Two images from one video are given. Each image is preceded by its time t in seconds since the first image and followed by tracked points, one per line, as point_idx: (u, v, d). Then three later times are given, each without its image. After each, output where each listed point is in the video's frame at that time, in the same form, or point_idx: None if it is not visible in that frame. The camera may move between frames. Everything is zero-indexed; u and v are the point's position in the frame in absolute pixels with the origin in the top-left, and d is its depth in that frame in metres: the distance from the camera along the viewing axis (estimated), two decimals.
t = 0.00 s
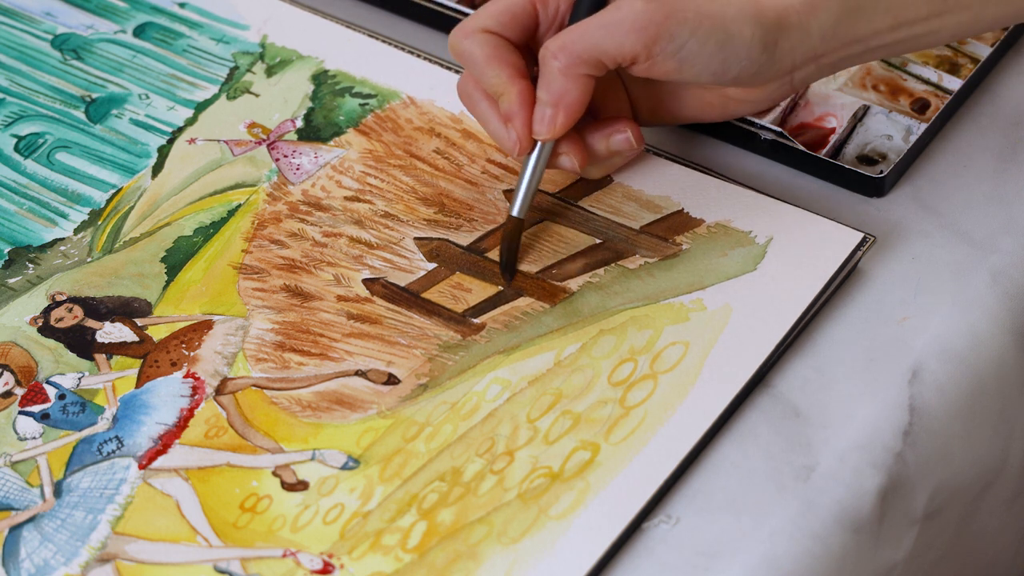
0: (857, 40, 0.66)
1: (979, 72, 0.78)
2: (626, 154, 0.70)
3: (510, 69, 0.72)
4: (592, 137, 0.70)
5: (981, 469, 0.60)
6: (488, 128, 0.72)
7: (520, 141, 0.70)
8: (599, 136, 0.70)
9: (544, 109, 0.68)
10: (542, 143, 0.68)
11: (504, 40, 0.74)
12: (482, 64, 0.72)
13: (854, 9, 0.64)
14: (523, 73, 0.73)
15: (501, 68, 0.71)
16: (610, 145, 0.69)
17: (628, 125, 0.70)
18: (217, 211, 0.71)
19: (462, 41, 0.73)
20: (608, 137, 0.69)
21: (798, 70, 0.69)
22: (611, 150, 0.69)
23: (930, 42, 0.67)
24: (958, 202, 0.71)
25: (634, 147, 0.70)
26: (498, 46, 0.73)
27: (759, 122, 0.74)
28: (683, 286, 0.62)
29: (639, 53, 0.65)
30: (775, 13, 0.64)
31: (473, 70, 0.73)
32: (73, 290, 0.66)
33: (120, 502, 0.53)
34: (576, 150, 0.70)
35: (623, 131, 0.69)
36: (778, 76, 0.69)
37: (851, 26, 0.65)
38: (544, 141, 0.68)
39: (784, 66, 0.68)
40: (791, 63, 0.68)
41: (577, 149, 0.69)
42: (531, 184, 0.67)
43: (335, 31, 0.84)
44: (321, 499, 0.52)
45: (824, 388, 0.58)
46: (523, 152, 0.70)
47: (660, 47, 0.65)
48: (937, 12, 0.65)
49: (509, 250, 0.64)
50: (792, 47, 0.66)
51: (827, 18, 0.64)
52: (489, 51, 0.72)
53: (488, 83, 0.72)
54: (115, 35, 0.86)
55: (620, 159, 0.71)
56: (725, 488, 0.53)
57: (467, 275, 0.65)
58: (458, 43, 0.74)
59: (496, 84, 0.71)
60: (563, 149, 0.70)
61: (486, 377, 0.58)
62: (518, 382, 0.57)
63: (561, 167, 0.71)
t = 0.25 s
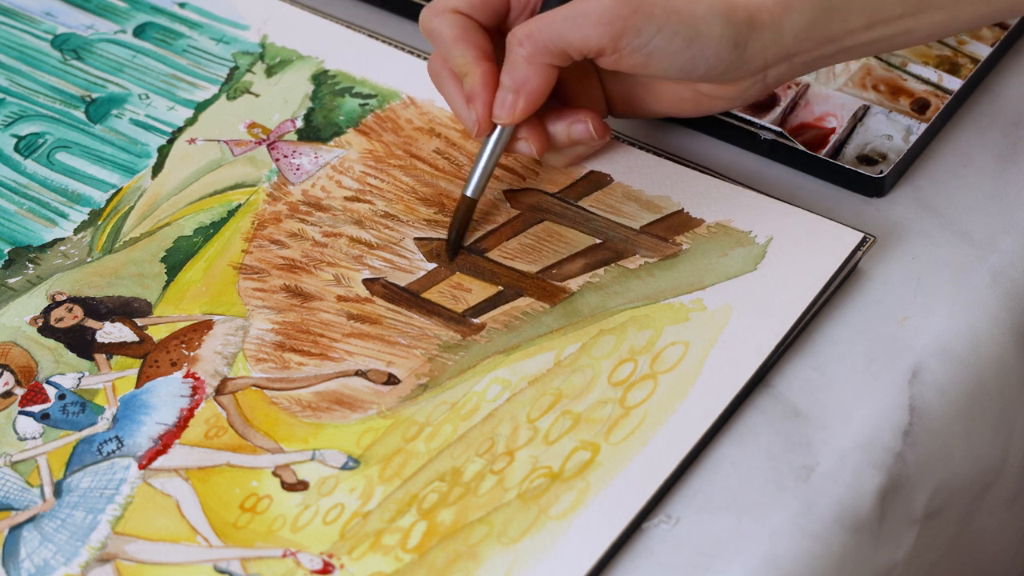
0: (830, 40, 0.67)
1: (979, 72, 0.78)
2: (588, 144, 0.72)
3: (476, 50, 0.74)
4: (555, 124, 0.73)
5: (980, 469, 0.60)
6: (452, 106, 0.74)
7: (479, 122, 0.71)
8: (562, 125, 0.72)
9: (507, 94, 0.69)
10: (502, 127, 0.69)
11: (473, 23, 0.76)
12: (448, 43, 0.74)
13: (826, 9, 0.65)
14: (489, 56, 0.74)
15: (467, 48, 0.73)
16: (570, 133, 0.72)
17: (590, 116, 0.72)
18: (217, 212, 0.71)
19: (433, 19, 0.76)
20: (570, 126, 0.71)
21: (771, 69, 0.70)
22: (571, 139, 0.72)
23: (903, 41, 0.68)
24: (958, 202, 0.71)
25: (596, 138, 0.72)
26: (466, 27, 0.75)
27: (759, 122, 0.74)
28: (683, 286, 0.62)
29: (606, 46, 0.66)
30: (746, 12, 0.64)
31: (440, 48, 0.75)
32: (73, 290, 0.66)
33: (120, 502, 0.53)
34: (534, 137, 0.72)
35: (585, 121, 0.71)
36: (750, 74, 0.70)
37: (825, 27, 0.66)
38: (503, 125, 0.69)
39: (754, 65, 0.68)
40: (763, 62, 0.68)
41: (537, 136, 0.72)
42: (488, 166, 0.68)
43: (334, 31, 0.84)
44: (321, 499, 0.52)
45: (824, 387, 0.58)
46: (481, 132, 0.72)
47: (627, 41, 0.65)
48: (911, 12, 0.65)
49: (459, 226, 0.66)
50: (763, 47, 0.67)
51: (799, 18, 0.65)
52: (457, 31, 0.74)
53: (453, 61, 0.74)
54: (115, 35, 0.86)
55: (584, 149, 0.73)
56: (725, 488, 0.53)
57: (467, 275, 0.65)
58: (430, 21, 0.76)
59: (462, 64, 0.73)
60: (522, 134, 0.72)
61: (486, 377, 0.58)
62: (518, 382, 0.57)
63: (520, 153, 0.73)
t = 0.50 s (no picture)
0: (826, 20, 0.67)
1: (979, 72, 0.78)
2: (590, 131, 0.72)
3: (471, 27, 0.74)
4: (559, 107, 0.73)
5: (980, 469, 0.60)
6: (450, 84, 0.74)
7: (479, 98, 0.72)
8: (567, 107, 0.73)
9: (506, 66, 0.70)
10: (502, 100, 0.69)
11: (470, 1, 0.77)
12: (442, 19, 0.75)
13: None
14: (485, 33, 0.75)
15: (463, 25, 0.74)
16: (575, 116, 0.72)
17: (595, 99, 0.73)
18: (217, 211, 0.71)
19: None
20: (575, 109, 0.72)
21: (768, 48, 0.70)
22: (576, 122, 0.72)
23: (902, 31, 0.67)
24: (958, 202, 0.71)
25: (600, 122, 0.72)
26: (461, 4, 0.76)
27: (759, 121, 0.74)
28: (683, 286, 0.62)
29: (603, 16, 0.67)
30: None
31: (437, 29, 0.76)
32: (73, 290, 0.66)
33: (120, 502, 0.53)
34: (538, 114, 0.72)
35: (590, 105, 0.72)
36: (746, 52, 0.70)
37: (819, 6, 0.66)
38: (504, 98, 0.69)
39: (749, 41, 0.69)
40: (758, 39, 0.69)
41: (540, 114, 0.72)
42: (492, 144, 0.69)
43: (334, 31, 0.84)
44: (321, 499, 0.52)
45: (824, 388, 0.58)
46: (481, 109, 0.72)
47: (624, 11, 0.66)
48: None
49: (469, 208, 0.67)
50: (758, 21, 0.67)
51: None
52: (452, 7, 0.76)
53: (450, 40, 0.75)
54: (115, 35, 0.86)
55: (588, 137, 0.72)
56: (725, 489, 0.53)
57: (466, 275, 0.65)
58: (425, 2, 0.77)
59: (457, 40, 0.74)
60: (525, 112, 0.73)
61: (486, 377, 0.58)
62: (518, 382, 0.57)
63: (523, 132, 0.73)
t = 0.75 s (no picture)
0: (833, 32, 0.67)
1: (979, 72, 0.78)
2: (596, 144, 0.72)
3: (477, 51, 0.74)
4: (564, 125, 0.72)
5: (980, 469, 0.60)
6: (461, 112, 0.73)
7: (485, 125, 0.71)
8: (572, 125, 0.72)
9: (512, 94, 0.69)
10: (509, 128, 0.69)
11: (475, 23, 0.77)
12: (450, 46, 0.75)
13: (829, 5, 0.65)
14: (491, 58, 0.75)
15: (468, 51, 0.74)
16: (578, 133, 0.71)
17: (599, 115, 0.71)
18: (217, 211, 0.71)
19: (433, 23, 0.77)
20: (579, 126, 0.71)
21: (772, 62, 0.70)
22: (579, 138, 0.71)
23: (909, 34, 0.68)
24: (958, 202, 0.71)
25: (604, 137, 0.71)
26: (466, 29, 0.76)
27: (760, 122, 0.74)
28: (683, 286, 0.62)
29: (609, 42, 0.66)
30: (748, 6, 0.64)
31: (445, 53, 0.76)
32: (73, 290, 0.66)
33: (120, 502, 0.53)
34: (543, 137, 0.71)
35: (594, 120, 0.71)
36: (749, 68, 0.70)
37: (826, 21, 0.66)
38: (511, 126, 0.69)
39: (755, 57, 0.69)
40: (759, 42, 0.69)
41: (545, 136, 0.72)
42: (497, 169, 0.68)
43: (334, 31, 0.84)
44: (321, 499, 0.52)
45: (824, 387, 0.58)
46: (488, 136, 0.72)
47: (631, 37, 0.66)
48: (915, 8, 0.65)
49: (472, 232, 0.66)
50: (764, 39, 0.67)
51: (801, 11, 0.65)
52: (458, 33, 0.75)
53: (456, 65, 0.74)
54: (115, 35, 0.86)
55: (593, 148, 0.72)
56: (725, 488, 0.53)
57: (467, 275, 0.65)
58: (431, 24, 0.77)
59: (463, 66, 0.73)
60: (530, 134, 0.72)
61: (486, 377, 0.58)
62: (518, 382, 0.57)
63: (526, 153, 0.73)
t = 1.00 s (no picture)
0: (816, 34, 0.67)
1: (979, 72, 0.78)
2: (569, 136, 0.73)
3: (456, 35, 0.75)
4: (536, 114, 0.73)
5: (980, 469, 0.60)
6: (434, 88, 0.75)
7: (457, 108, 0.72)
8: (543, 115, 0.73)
9: (486, 81, 0.71)
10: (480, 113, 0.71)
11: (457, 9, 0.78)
12: (430, 27, 0.76)
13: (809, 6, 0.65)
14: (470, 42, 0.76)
15: (447, 33, 0.75)
16: (550, 125, 0.72)
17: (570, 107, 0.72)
18: (217, 211, 0.71)
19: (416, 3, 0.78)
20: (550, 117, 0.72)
21: (768, 61, 0.70)
22: (550, 129, 0.72)
23: (909, 34, 0.68)
24: (957, 202, 0.71)
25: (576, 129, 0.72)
26: (447, 12, 0.77)
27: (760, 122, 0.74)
28: (683, 286, 0.62)
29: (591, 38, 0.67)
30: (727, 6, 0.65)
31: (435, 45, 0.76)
32: (73, 290, 0.66)
33: (120, 502, 0.53)
34: (513, 124, 0.73)
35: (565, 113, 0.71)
36: (730, 69, 0.70)
37: (814, 21, 0.66)
38: (481, 112, 0.71)
39: (735, 59, 0.69)
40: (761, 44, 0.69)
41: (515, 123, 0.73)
42: (465, 153, 0.69)
43: (334, 31, 0.84)
44: (321, 499, 0.52)
45: (824, 387, 0.58)
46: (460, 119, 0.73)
47: (609, 32, 0.67)
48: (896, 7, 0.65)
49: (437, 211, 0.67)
50: (747, 39, 0.67)
51: (783, 11, 0.65)
52: (438, 15, 0.77)
53: (434, 46, 0.75)
54: (115, 35, 0.86)
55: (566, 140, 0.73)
56: (726, 489, 0.53)
57: (467, 275, 0.65)
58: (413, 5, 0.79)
59: (441, 48, 0.75)
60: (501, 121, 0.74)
61: (486, 377, 0.58)
62: (518, 382, 0.57)
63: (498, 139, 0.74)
